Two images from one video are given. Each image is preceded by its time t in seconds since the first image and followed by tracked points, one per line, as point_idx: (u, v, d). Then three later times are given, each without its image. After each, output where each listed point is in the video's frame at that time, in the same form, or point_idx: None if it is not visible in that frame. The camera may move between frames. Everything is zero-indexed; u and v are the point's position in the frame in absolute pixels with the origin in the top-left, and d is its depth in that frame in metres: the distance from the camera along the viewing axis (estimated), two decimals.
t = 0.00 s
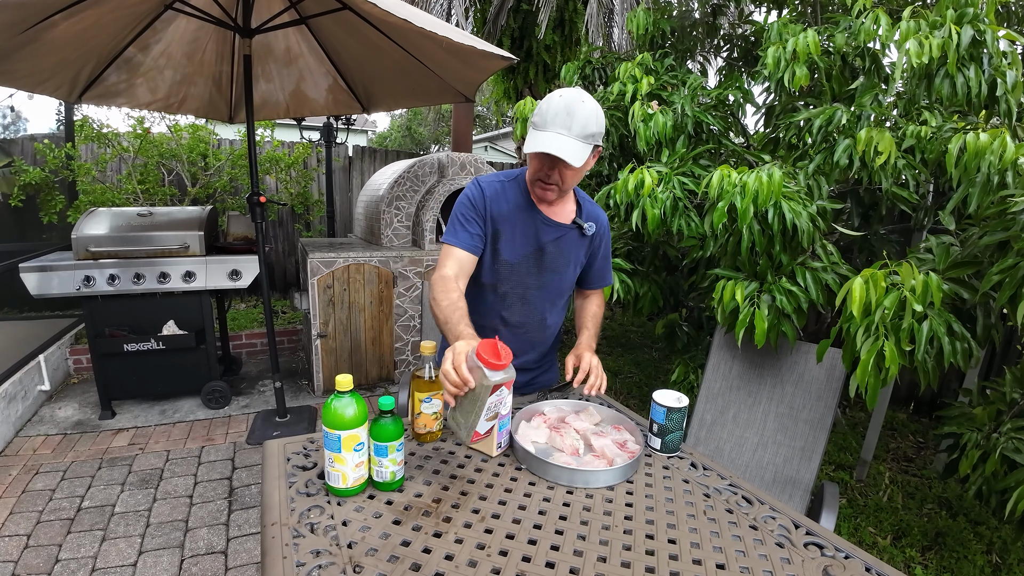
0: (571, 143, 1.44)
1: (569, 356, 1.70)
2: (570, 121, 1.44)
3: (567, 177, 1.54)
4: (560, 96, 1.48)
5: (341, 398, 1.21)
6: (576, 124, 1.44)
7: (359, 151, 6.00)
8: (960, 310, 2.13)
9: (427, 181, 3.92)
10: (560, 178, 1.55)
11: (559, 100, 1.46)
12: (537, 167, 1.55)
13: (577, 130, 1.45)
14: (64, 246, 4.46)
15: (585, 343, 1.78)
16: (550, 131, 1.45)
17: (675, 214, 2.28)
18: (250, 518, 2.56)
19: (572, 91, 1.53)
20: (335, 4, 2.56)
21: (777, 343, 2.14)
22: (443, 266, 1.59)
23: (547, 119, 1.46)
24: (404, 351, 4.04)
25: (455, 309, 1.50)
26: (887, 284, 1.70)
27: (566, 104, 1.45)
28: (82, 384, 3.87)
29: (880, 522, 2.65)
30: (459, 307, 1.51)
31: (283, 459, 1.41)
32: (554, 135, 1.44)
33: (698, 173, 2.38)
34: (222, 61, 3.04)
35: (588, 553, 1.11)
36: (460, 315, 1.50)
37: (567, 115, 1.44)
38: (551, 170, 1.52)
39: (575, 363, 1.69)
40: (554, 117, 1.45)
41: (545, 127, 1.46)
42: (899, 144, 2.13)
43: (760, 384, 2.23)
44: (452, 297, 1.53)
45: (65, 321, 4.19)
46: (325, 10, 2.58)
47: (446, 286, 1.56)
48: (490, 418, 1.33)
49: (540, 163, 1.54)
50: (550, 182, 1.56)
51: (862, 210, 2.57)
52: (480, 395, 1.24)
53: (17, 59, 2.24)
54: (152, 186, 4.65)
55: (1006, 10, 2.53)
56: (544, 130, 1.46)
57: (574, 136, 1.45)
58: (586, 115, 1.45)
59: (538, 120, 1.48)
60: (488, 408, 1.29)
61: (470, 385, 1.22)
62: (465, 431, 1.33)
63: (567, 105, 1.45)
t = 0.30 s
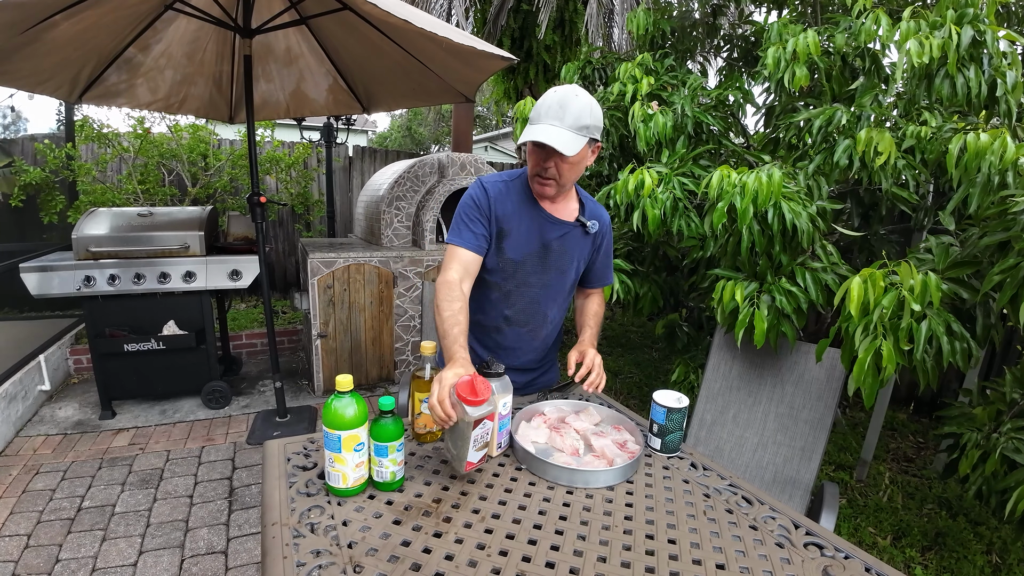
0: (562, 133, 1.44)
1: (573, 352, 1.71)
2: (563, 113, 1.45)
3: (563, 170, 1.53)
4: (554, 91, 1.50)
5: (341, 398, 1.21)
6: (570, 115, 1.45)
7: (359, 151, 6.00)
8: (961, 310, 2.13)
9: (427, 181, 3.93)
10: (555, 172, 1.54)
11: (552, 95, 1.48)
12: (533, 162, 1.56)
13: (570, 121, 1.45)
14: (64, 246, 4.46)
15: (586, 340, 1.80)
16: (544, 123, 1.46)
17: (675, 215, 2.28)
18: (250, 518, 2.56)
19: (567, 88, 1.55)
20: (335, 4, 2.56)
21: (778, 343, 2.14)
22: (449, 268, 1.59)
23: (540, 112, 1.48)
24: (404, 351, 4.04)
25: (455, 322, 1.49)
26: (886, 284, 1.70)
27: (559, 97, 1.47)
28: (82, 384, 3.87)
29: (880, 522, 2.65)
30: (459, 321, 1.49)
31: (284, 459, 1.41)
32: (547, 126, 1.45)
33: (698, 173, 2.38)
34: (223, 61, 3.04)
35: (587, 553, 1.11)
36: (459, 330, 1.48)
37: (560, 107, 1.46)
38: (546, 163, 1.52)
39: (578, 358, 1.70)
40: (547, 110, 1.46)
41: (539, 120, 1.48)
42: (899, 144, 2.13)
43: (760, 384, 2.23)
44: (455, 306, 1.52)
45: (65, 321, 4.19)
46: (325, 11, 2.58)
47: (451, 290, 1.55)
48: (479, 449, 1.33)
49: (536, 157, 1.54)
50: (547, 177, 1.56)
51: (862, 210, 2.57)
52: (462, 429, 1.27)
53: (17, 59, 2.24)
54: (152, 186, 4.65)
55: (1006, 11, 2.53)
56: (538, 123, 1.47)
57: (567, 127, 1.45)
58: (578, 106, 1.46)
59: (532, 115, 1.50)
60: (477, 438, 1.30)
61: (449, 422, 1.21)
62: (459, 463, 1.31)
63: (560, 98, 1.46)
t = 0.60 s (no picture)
0: (542, 128, 1.45)
1: (563, 351, 1.70)
2: (542, 108, 1.47)
3: (545, 166, 1.54)
4: (533, 88, 1.52)
5: (342, 398, 1.21)
6: (548, 110, 1.47)
7: (359, 151, 6.00)
8: (961, 310, 2.13)
9: (428, 181, 3.93)
10: (538, 168, 1.56)
11: (531, 91, 1.50)
12: (516, 159, 1.57)
13: (550, 116, 1.47)
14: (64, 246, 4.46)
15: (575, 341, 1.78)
16: (524, 119, 1.47)
17: (675, 215, 2.28)
18: (251, 519, 2.56)
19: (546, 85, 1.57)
20: (335, 4, 2.56)
21: (778, 343, 2.14)
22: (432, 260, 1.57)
23: (520, 109, 1.49)
24: (404, 351, 4.04)
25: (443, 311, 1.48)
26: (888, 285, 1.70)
27: (537, 94, 1.49)
28: (82, 384, 3.87)
29: (881, 522, 2.65)
30: (447, 310, 1.49)
31: (284, 459, 1.41)
32: (527, 121, 1.46)
33: (699, 173, 2.39)
34: (223, 62, 3.04)
35: (588, 554, 1.11)
36: (447, 320, 1.47)
37: (538, 102, 1.47)
38: (529, 159, 1.54)
39: (567, 358, 1.69)
40: (526, 106, 1.48)
41: (519, 117, 1.49)
42: (899, 145, 2.13)
43: (761, 384, 2.23)
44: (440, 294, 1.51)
45: (65, 321, 4.19)
46: (326, 11, 2.58)
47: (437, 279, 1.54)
48: (474, 457, 1.27)
49: (518, 154, 1.55)
50: (530, 174, 1.57)
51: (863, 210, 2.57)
52: (455, 429, 1.24)
53: (17, 59, 2.24)
54: (153, 186, 4.65)
55: (1007, 11, 2.53)
56: (518, 119, 1.49)
57: (547, 122, 1.46)
58: (557, 101, 1.48)
59: (513, 113, 1.52)
60: (470, 444, 1.25)
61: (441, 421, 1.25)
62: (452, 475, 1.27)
63: (539, 94, 1.48)
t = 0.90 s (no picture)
0: (497, 120, 1.45)
1: (541, 340, 1.66)
2: (495, 100, 1.46)
3: (503, 158, 1.54)
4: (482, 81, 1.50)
5: (343, 399, 1.20)
6: (502, 102, 1.46)
7: (359, 151, 6.00)
8: (962, 311, 2.13)
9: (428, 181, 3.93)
10: (496, 160, 1.55)
11: (482, 84, 1.49)
12: (473, 154, 1.56)
13: (503, 107, 1.47)
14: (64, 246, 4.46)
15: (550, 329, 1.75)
16: (478, 112, 1.46)
17: (676, 215, 2.29)
18: (251, 519, 2.56)
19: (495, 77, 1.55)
20: (336, 5, 2.55)
21: (778, 344, 2.14)
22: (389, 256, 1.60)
23: (473, 103, 1.48)
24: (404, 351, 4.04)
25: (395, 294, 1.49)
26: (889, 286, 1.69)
27: (489, 86, 1.48)
28: (83, 384, 3.87)
29: (881, 523, 2.65)
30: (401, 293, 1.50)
31: (285, 460, 1.41)
32: (482, 115, 1.45)
33: (699, 174, 2.39)
34: (224, 62, 3.04)
35: (589, 555, 1.11)
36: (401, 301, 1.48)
37: (491, 95, 1.47)
38: (486, 151, 1.53)
39: (547, 345, 1.65)
40: (479, 100, 1.47)
41: (473, 111, 1.48)
42: (899, 146, 2.14)
43: (761, 385, 2.23)
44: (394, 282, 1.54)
45: (65, 321, 4.19)
46: (326, 11, 2.57)
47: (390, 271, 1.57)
48: (474, 458, 1.27)
49: (475, 148, 1.54)
50: (489, 167, 1.56)
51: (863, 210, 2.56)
52: (452, 429, 1.24)
53: (18, 59, 2.24)
54: (153, 187, 4.65)
55: (1007, 11, 2.54)
56: (472, 113, 1.47)
57: (501, 113, 1.46)
58: (509, 92, 1.48)
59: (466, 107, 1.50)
60: (469, 445, 1.25)
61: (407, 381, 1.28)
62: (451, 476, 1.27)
63: (490, 86, 1.47)
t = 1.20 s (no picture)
0: (470, 120, 1.45)
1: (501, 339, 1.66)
2: (465, 100, 1.45)
3: (477, 155, 1.56)
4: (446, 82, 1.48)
5: (346, 401, 1.20)
6: (472, 100, 1.46)
7: (360, 152, 6.01)
8: (963, 312, 2.13)
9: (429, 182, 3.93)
10: (469, 157, 1.57)
11: (447, 85, 1.47)
12: (447, 155, 1.56)
13: (474, 107, 1.46)
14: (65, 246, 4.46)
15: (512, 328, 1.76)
16: (449, 114, 1.45)
17: (677, 216, 2.30)
18: (252, 520, 2.56)
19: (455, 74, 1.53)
20: (337, 5, 2.55)
21: (779, 345, 2.15)
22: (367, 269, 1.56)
23: (442, 104, 1.46)
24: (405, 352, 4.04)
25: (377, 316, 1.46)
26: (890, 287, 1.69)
27: (457, 85, 1.46)
28: (83, 385, 3.88)
29: (882, 523, 2.65)
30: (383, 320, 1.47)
31: (287, 461, 1.42)
32: (454, 116, 1.45)
33: (700, 175, 2.39)
34: (225, 62, 3.04)
35: (592, 556, 1.11)
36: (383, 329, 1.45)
37: (461, 95, 1.45)
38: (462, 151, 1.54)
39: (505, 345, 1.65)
40: (449, 100, 1.45)
41: (443, 112, 1.46)
42: (900, 147, 2.14)
43: (762, 386, 2.23)
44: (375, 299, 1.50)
45: (66, 321, 4.19)
46: (328, 11, 2.56)
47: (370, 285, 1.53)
48: (476, 459, 1.27)
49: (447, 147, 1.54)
50: (462, 164, 1.57)
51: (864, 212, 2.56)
52: (455, 430, 1.24)
53: (19, 60, 2.24)
54: (153, 187, 4.65)
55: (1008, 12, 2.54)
56: (445, 115, 1.46)
57: (473, 113, 1.46)
58: (477, 90, 1.47)
59: (434, 108, 1.48)
60: (472, 447, 1.25)
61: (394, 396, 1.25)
62: (454, 479, 1.28)
63: (458, 86, 1.46)
